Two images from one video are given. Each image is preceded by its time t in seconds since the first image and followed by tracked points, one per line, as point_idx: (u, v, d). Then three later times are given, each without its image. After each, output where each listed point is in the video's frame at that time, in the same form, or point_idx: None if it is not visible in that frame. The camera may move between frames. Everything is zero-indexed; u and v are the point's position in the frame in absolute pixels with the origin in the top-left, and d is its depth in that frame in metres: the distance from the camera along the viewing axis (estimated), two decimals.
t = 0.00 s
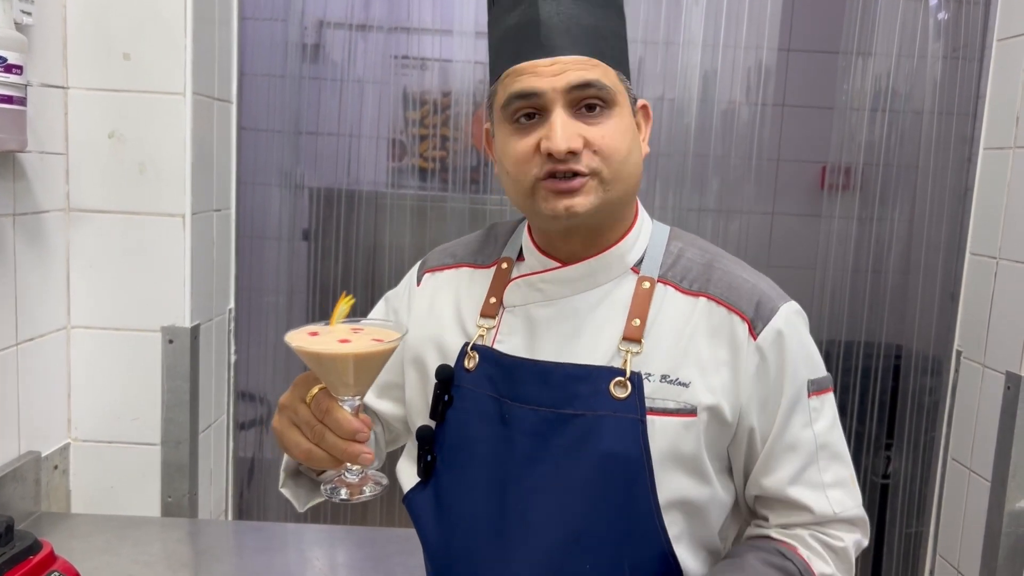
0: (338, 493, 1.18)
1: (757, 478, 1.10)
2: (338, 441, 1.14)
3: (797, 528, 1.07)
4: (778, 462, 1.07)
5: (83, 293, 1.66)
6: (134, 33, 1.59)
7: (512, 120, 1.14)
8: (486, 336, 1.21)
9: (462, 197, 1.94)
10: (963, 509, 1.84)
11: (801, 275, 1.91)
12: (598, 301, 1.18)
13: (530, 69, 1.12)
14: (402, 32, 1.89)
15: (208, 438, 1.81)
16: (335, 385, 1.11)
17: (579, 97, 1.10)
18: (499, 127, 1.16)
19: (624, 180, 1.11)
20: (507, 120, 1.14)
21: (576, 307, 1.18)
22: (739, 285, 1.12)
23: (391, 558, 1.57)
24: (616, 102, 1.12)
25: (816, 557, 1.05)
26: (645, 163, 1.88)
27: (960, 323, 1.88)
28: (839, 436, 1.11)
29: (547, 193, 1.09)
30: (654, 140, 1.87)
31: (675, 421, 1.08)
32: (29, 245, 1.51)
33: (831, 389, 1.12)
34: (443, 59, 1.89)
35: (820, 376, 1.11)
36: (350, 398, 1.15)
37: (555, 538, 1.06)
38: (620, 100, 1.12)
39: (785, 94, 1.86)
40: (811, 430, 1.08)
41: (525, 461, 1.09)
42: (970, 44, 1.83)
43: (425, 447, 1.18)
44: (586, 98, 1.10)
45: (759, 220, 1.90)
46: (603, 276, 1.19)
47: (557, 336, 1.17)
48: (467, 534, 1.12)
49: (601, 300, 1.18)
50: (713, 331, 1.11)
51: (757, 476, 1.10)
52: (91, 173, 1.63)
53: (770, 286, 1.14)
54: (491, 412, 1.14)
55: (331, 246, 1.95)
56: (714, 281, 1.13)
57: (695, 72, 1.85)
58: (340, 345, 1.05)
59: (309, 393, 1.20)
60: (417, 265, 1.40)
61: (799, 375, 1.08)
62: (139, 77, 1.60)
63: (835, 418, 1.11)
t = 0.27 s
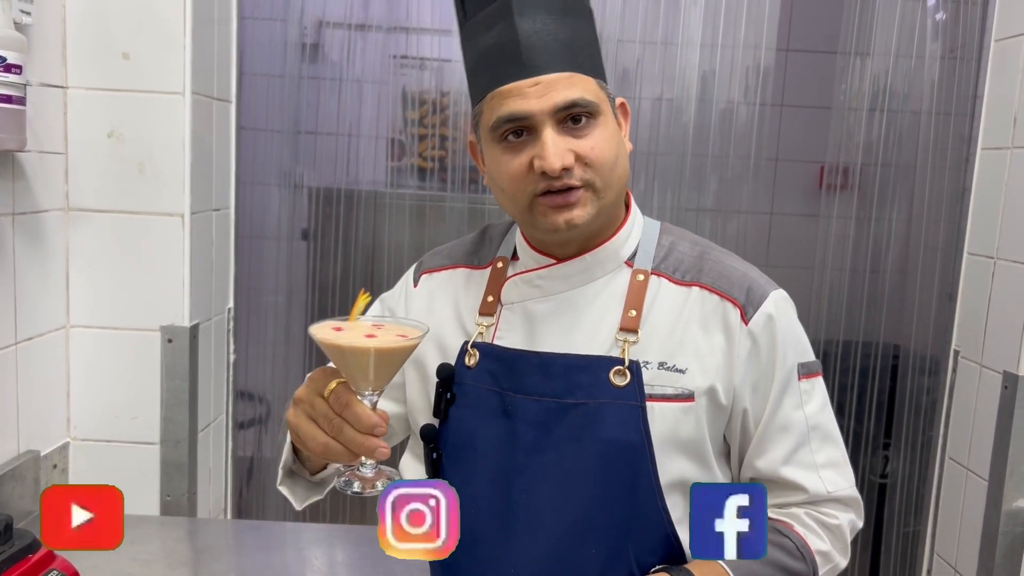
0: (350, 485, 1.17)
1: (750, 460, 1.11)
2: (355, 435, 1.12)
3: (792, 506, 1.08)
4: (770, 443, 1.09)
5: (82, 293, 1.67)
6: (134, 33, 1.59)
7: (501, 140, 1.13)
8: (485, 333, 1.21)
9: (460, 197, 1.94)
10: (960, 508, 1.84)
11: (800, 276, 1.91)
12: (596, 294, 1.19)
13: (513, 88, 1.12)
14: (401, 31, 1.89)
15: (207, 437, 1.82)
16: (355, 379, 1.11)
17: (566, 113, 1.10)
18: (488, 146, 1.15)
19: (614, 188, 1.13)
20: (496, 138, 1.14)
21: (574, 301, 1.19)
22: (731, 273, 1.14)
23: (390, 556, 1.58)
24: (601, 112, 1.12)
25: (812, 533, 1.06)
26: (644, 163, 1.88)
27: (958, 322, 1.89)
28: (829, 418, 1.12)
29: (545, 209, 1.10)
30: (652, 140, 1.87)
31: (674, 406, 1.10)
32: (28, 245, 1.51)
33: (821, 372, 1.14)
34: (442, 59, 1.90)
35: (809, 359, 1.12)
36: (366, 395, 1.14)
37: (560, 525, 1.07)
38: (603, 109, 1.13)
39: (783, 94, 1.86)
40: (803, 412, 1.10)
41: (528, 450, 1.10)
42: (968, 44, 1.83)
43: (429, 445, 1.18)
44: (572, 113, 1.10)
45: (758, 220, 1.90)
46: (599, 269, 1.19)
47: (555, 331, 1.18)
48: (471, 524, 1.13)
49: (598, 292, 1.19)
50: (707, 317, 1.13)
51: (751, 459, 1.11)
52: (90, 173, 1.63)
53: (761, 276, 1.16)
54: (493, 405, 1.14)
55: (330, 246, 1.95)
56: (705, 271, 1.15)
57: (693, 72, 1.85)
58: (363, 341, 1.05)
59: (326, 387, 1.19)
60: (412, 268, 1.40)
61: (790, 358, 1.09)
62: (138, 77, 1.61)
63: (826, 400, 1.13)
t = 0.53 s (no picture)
0: (358, 483, 1.14)
1: (743, 455, 1.12)
2: (362, 433, 1.12)
3: (784, 501, 1.09)
4: (763, 438, 1.09)
5: (81, 292, 1.67)
6: (134, 33, 1.59)
7: (497, 157, 1.13)
8: (483, 335, 1.22)
9: (460, 197, 1.94)
10: (958, 508, 1.85)
11: (799, 276, 1.92)
12: (594, 294, 1.19)
13: (505, 106, 1.11)
14: (400, 31, 1.90)
15: (207, 437, 1.82)
16: (361, 379, 1.11)
17: (560, 125, 1.09)
18: (483, 163, 1.15)
19: (612, 191, 1.14)
20: (491, 155, 1.13)
21: (571, 300, 1.19)
22: (725, 272, 1.14)
23: (389, 555, 1.58)
24: (592, 119, 1.12)
25: (804, 528, 1.07)
26: (642, 163, 1.88)
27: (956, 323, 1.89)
28: (823, 413, 1.12)
29: (548, 222, 1.10)
30: (651, 140, 1.88)
31: (671, 404, 1.10)
32: (28, 244, 1.51)
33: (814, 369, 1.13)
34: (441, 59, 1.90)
35: (803, 355, 1.12)
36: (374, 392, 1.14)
37: (559, 523, 1.08)
38: (594, 116, 1.13)
39: (781, 95, 1.86)
40: (796, 407, 1.10)
41: (527, 449, 1.10)
42: (966, 44, 1.84)
43: (429, 445, 1.18)
44: (565, 124, 1.10)
45: (757, 221, 1.91)
46: (595, 269, 1.19)
47: (553, 330, 1.18)
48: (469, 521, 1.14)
49: (595, 292, 1.19)
50: (702, 316, 1.13)
51: (744, 453, 1.12)
52: (90, 174, 1.63)
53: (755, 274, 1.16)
54: (492, 404, 1.14)
55: (329, 246, 1.95)
56: (700, 271, 1.15)
57: (692, 72, 1.85)
58: (370, 340, 1.05)
59: (333, 387, 1.19)
60: (409, 268, 1.41)
61: (782, 354, 1.09)
62: (138, 76, 1.61)
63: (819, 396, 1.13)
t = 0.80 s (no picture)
0: (360, 491, 1.14)
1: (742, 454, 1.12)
2: (363, 442, 1.13)
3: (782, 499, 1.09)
4: (761, 436, 1.09)
5: (81, 292, 1.67)
6: (135, 33, 1.60)
7: (492, 163, 1.13)
8: (481, 337, 1.22)
9: (459, 197, 1.94)
10: (957, 508, 1.85)
11: (798, 276, 1.92)
12: (592, 296, 1.19)
13: (499, 113, 1.11)
14: (400, 32, 1.90)
15: (206, 437, 1.82)
16: (359, 387, 1.11)
17: (554, 132, 1.10)
18: (478, 169, 1.15)
19: (606, 197, 1.15)
20: (486, 161, 1.14)
21: (569, 302, 1.19)
22: (722, 272, 1.14)
23: (389, 556, 1.58)
24: (586, 124, 1.13)
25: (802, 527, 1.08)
26: (642, 163, 1.89)
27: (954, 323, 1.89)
28: (819, 411, 1.13)
29: (542, 229, 1.11)
30: (650, 141, 1.88)
31: (670, 404, 1.10)
32: (28, 244, 1.51)
33: (809, 366, 1.14)
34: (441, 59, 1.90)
35: (799, 353, 1.13)
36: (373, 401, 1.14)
37: (559, 524, 1.08)
38: (588, 121, 1.13)
39: (780, 95, 1.87)
40: (793, 406, 1.10)
41: (527, 451, 1.10)
42: (965, 45, 1.84)
43: (430, 448, 1.18)
44: (559, 130, 1.10)
45: (756, 221, 1.91)
46: (592, 271, 1.19)
47: (552, 332, 1.18)
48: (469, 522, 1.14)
49: (593, 294, 1.19)
50: (699, 315, 1.13)
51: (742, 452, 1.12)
52: (89, 173, 1.63)
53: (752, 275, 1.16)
54: (492, 407, 1.14)
55: (329, 246, 1.95)
56: (696, 271, 1.16)
57: (691, 73, 1.85)
58: (366, 348, 1.05)
59: (332, 396, 1.19)
60: (405, 271, 1.41)
61: (779, 352, 1.10)
62: (138, 76, 1.61)
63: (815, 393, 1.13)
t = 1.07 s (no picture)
0: (358, 488, 1.15)
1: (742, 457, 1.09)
2: (361, 439, 1.13)
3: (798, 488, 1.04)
4: (761, 436, 1.07)
5: (80, 291, 1.67)
6: (134, 31, 1.59)
7: (487, 133, 1.16)
8: (481, 333, 1.23)
9: (458, 197, 1.94)
10: (955, 508, 1.85)
11: (797, 276, 1.92)
12: (590, 294, 1.20)
13: (497, 83, 1.15)
14: (400, 31, 1.90)
15: (206, 436, 1.82)
16: (356, 385, 1.11)
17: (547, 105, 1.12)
18: (476, 140, 1.18)
19: (598, 179, 1.14)
20: (482, 131, 1.17)
21: (567, 300, 1.19)
22: (719, 271, 1.16)
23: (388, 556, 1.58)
24: (582, 104, 1.15)
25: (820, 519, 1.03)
26: (641, 163, 1.89)
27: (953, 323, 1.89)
28: (823, 413, 1.10)
29: (529, 199, 1.12)
30: (650, 141, 1.88)
31: (664, 402, 1.12)
32: (27, 243, 1.51)
33: (811, 368, 1.13)
34: (441, 59, 1.90)
35: (798, 354, 1.12)
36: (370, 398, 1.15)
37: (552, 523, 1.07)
38: (586, 102, 1.16)
39: (779, 95, 1.87)
40: (792, 405, 1.08)
41: (521, 449, 1.10)
42: (964, 46, 1.84)
43: (427, 441, 1.20)
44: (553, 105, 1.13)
45: (755, 221, 1.91)
46: (590, 269, 1.20)
47: (549, 330, 1.18)
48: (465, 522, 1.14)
49: (590, 293, 1.20)
50: (696, 315, 1.14)
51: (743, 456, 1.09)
52: (88, 172, 1.63)
53: (751, 276, 1.17)
54: (488, 402, 1.15)
55: (328, 245, 1.95)
56: (694, 271, 1.17)
57: (691, 73, 1.86)
58: (362, 348, 1.05)
59: (331, 393, 1.19)
60: (411, 270, 1.42)
61: (777, 350, 1.09)
62: (137, 75, 1.61)
63: (817, 396, 1.11)
